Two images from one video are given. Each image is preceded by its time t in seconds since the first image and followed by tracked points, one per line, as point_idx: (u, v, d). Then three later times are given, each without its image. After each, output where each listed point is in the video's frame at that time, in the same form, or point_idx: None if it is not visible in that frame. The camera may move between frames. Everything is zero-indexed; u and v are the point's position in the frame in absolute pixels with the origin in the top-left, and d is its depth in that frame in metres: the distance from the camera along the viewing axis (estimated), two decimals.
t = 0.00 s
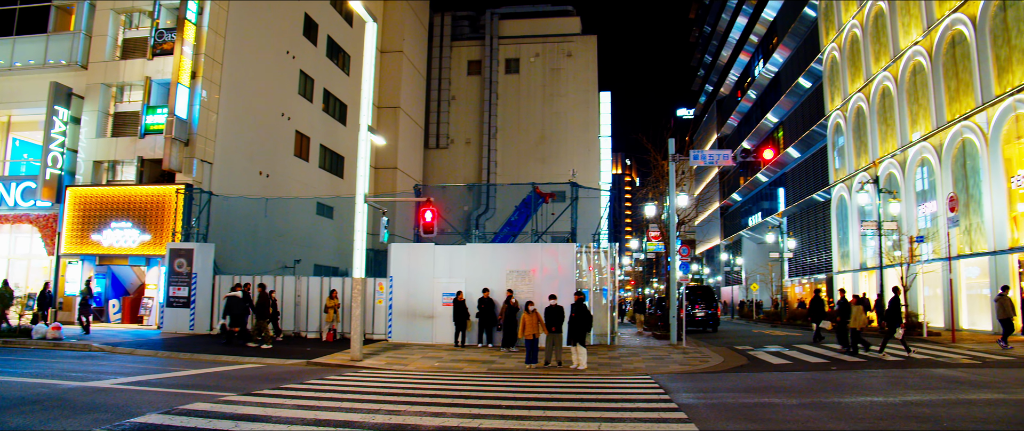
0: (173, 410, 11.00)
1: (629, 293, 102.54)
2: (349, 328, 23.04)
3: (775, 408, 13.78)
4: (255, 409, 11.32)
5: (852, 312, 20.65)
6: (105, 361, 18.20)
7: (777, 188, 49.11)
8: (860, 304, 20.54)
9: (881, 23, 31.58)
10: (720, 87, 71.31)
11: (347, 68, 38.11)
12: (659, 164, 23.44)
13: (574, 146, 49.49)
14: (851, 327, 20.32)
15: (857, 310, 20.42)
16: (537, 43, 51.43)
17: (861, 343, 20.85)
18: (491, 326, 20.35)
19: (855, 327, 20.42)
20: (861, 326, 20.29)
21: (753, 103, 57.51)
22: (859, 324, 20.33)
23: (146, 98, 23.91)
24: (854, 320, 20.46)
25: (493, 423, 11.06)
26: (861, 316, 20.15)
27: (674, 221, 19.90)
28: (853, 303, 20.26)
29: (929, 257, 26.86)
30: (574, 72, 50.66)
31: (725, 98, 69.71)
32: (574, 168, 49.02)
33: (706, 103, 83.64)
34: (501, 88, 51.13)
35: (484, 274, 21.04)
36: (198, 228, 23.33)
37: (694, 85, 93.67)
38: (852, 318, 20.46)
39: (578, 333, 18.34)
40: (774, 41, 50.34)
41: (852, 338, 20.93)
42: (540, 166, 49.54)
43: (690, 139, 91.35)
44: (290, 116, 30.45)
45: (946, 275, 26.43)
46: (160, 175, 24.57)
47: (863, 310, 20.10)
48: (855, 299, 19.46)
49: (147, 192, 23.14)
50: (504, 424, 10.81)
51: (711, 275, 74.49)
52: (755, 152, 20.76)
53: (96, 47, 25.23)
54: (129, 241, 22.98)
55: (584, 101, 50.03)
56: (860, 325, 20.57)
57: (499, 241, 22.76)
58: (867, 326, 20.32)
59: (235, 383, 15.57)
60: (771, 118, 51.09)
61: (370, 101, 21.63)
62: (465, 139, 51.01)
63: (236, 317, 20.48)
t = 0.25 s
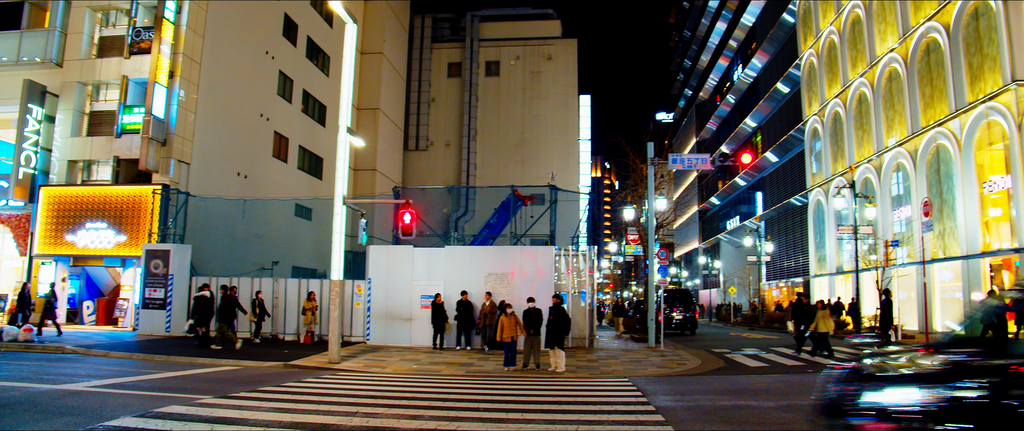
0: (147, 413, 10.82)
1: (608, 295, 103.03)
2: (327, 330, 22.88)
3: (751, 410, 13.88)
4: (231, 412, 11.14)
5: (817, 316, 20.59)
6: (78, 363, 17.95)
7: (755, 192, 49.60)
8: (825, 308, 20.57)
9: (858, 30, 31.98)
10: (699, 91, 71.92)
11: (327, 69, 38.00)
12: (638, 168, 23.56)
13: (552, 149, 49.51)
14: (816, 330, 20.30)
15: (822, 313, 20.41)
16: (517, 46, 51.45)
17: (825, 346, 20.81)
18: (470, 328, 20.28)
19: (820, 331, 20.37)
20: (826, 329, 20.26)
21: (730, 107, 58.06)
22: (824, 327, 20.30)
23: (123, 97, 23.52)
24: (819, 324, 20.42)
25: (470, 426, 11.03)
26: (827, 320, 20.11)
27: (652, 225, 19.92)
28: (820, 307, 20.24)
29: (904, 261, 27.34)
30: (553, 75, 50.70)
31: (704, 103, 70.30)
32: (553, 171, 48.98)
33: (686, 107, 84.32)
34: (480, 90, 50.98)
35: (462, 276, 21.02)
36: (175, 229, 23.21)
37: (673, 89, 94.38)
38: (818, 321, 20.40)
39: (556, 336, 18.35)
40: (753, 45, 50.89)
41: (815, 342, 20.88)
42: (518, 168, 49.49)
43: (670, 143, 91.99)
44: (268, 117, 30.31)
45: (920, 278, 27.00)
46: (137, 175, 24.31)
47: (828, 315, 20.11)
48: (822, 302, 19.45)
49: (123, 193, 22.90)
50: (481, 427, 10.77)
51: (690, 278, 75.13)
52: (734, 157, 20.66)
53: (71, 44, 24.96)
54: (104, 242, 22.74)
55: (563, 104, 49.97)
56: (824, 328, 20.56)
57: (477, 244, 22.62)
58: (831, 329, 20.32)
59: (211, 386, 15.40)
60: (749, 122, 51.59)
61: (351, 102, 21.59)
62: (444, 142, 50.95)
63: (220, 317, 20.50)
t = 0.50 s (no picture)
0: (119, 415, 10.59)
1: (586, 296, 103.74)
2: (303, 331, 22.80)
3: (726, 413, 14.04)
4: (206, 413, 10.98)
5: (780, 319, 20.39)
6: (50, 364, 17.63)
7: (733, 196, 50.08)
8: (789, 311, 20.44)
9: (835, 37, 32.31)
10: (677, 95, 72.46)
11: (306, 68, 37.85)
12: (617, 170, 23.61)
13: (530, 151, 49.34)
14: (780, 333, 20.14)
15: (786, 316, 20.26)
16: (497, 47, 51.29)
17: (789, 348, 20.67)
18: (447, 330, 20.24)
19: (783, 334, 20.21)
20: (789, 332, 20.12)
21: (707, 110, 59.15)
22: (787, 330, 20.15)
23: (98, 95, 23.39)
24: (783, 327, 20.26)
25: (447, 427, 10.94)
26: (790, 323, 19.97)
27: (630, 227, 19.87)
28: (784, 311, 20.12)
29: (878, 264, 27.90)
30: (533, 76, 50.47)
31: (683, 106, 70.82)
32: (531, 173, 48.76)
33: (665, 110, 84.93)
34: (460, 91, 50.84)
35: (440, 278, 20.98)
36: (150, 229, 22.89)
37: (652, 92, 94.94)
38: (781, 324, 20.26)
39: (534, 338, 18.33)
40: (732, 49, 51.38)
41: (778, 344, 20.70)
42: (496, 170, 49.23)
43: (648, 145, 92.65)
44: (246, 116, 30.12)
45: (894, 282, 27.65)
46: (113, 173, 24.04)
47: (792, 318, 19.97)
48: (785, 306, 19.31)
49: (98, 191, 22.63)
50: (458, 429, 10.65)
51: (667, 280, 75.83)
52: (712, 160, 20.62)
53: (45, 40, 24.64)
54: (79, 241, 22.44)
55: (542, 105, 49.80)
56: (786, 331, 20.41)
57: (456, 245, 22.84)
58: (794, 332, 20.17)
59: (186, 387, 15.16)
60: (727, 126, 52.01)
61: (329, 102, 21.50)
62: (423, 143, 50.78)
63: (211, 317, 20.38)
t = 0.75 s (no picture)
0: (86, 418, 10.25)
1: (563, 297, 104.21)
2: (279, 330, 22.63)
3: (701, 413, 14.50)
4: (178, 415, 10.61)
5: (745, 320, 20.12)
6: (18, 366, 17.20)
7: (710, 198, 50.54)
8: (755, 313, 20.24)
9: (811, 41, 33.21)
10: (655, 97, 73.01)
11: (284, 67, 37.80)
12: (594, 172, 23.62)
13: (507, 152, 49.34)
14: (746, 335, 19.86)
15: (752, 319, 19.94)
16: (476, 48, 51.32)
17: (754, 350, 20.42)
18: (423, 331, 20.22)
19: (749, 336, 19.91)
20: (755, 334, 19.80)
21: (685, 112, 59.82)
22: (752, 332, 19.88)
23: (71, 91, 23.11)
24: (748, 328, 19.97)
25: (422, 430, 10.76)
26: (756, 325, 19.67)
27: (608, 228, 19.91)
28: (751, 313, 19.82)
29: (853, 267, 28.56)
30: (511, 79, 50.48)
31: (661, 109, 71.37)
32: (509, 174, 48.75)
33: (642, 112, 85.62)
34: (439, 92, 50.66)
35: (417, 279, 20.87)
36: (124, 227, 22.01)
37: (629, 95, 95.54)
38: (747, 326, 20.00)
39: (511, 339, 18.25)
40: (710, 53, 51.82)
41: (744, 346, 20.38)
42: (474, 170, 49.13)
43: (625, 147, 93.34)
44: (223, 114, 30.02)
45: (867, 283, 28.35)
46: (85, 171, 23.63)
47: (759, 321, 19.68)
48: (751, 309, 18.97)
49: (69, 189, 22.71)
50: None
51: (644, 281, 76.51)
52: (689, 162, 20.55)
53: (16, 35, 24.32)
54: (50, 239, 22.56)
55: (520, 107, 49.88)
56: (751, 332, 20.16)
57: (433, 245, 22.71)
58: (760, 335, 19.88)
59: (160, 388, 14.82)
60: (705, 129, 52.37)
61: (306, 101, 21.34)
62: (401, 143, 50.30)
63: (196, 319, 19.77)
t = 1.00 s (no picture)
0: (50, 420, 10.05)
1: (538, 297, 104.68)
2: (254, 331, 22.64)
3: (675, 414, 14.80)
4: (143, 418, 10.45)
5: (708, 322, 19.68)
6: None
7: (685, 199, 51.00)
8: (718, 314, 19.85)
9: (787, 44, 33.71)
10: (632, 98, 73.48)
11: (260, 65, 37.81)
12: (569, 173, 23.65)
13: (483, 151, 49.17)
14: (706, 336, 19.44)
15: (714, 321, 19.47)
16: (452, 48, 51.12)
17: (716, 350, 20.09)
18: (399, 331, 20.20)
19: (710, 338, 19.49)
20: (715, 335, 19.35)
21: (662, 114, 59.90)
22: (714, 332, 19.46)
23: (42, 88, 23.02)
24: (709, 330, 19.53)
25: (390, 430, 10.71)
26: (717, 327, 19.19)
27: (584, 229, 19.89)
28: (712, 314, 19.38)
29: (826, 268, 28.96)
30: (488, 79, 50.23)
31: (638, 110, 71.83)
32: (485, 174, 48.73)
33: (618, 113, 86.24)
34: (416, 92, 50.30)
35: (393, 279, 20.88)
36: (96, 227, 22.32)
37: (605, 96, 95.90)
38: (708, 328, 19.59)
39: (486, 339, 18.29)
40: (687, 55, 52.23)
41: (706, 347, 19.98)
42: (450, 170, 48.97)
43: (602, 148, 93.95)
44: (197, 113, 29.97)
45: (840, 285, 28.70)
46: (55, 170, 23.16)
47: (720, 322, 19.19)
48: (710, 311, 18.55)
49: (40, 186, 22.44)
50: None
51: (620, 282, 77.18)
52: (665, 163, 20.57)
53: None
54: (18, 238, 22.00)
55: (497, 107, 49.77)
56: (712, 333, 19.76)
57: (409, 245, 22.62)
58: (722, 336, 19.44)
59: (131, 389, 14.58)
60: (681, 130, 52.64)
61: (282, 100, 21.22)
62: (378, 143, 49.95)
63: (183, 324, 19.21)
